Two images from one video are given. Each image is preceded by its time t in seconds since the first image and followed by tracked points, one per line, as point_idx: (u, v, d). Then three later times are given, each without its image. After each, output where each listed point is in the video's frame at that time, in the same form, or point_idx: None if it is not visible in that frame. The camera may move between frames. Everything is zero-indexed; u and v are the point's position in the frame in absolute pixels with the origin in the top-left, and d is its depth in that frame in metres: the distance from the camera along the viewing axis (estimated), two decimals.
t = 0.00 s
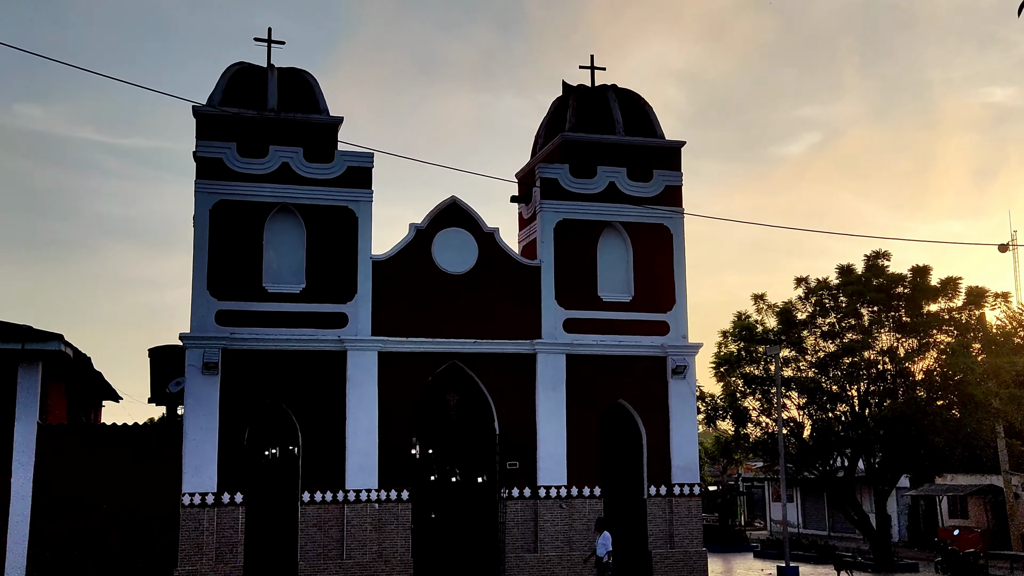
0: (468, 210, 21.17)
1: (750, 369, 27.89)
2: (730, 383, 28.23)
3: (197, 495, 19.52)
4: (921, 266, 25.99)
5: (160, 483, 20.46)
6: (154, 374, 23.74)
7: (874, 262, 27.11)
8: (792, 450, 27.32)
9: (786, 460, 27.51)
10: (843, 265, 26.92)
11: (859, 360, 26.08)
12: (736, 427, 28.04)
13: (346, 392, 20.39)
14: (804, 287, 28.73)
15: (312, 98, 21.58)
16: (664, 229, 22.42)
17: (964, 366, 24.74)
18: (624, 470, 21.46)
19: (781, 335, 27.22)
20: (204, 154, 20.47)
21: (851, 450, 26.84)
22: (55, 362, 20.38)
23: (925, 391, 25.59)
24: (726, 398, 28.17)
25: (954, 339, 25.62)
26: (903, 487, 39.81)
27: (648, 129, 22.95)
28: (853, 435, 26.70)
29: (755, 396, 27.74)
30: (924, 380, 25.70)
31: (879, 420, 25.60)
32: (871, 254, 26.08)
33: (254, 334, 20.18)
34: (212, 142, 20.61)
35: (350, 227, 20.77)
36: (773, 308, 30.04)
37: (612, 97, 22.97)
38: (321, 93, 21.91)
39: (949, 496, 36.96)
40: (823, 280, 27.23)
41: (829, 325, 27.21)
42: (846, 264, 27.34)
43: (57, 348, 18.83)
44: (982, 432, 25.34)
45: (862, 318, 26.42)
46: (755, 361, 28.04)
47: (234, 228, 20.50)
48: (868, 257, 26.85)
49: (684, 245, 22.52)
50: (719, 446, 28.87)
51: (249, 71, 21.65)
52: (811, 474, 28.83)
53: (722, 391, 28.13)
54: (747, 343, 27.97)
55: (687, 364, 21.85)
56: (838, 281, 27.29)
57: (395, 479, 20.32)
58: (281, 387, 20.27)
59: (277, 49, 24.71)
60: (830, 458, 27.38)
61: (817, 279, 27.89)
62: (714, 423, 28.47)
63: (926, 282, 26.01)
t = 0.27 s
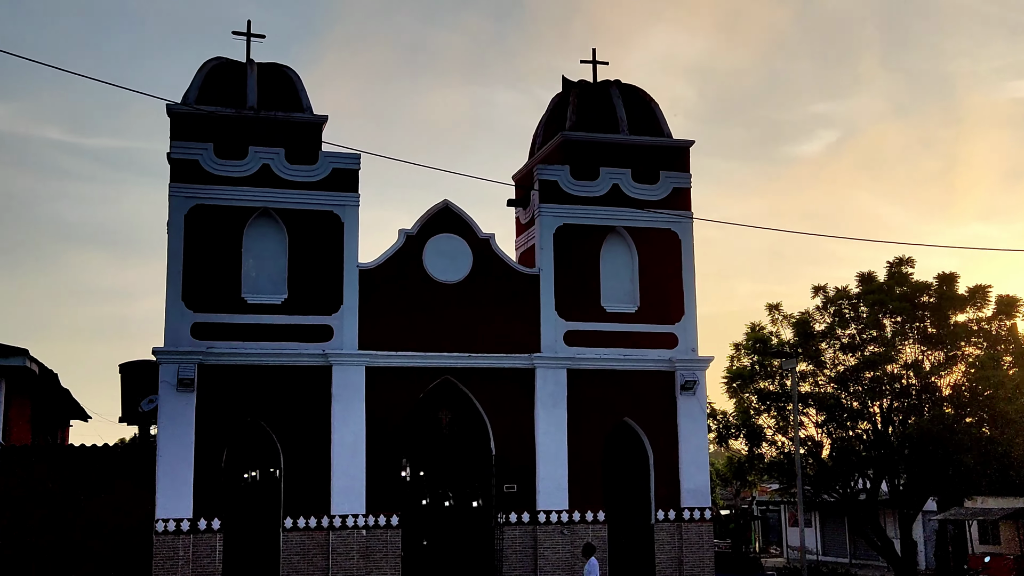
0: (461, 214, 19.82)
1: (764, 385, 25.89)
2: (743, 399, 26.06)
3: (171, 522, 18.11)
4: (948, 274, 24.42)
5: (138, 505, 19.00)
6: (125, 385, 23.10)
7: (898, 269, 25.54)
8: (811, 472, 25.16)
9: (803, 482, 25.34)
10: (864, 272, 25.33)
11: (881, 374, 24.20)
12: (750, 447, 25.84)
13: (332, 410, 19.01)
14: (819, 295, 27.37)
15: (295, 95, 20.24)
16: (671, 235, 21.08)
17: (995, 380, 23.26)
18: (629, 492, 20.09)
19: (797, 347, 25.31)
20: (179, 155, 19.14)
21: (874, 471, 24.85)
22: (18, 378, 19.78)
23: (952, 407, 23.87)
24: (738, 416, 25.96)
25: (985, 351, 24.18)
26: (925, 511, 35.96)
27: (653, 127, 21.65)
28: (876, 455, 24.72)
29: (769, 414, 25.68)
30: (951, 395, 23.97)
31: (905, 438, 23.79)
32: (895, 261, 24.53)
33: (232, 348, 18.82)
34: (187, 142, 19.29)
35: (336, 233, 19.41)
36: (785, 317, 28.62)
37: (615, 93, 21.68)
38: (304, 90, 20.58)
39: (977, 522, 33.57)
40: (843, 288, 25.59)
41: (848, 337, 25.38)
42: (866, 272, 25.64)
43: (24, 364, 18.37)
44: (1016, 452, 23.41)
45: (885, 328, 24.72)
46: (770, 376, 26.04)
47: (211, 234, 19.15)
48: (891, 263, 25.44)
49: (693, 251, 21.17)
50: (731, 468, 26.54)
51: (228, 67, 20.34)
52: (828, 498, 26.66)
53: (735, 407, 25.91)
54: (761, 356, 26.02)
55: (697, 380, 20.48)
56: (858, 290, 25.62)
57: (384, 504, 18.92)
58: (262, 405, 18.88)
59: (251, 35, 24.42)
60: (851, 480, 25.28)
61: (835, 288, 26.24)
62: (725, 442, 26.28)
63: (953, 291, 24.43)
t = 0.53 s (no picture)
0: (458, 222, 19.47)
1: (767, 395, 25.54)
2: (745, 409, 25.73)
3: (163, 536, 17.74)
4: (955, 281, 24.11)
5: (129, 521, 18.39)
6: (115, 399, 23.09)
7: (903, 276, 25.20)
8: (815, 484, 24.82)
9: (808, 494, 25.00)
10: (868, 280, 24.99)
11: (886, 384, 23.87)
12: (753, 459, 25.56)
13: (327, 421, 18.64)
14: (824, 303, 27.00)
15: (289, 101, 19.91)
16: (672, 242, 20.72)
17: (1002, 389, 22.93)
18: (630, 505, 19.72)
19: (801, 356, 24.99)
20: (170, 162, 18.81)
21: (879, 483, 24.50)
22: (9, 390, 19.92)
23: (958, 417, 23.44)
24: (741, 427, 25.64)
25: (992, 359, 23.81)
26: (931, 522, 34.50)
27: (653, 132, 21.33)
28: (881, 466, 24.38)
29: (772, 425, 25.34)
30: (958, 405, 23.61)
31: (911, 449, 23.43)
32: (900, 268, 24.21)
33: (225, 359, 18.46)
34: (178, 149, 18.95)
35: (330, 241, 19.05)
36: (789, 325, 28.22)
37: (615, 98, 21.37)
38: (298, 95, 20.24)
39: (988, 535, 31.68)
40: (847, 296, 25.22)
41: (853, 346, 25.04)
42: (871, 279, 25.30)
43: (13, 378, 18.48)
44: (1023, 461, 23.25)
45: (890, 337, 24.37)
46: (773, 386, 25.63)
47: (203, 243, 18.81)
48: (896, 271, 24.99)
49: (695, 259, 20.81)
50: (734, 479, 26.20)
51: (220, 72, 20.01)
52: (832, 510, 26.32)
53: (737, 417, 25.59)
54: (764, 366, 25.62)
55: (698, 390, 20.11)
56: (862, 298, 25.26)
57: (379, 517, 18.54)
58: (255, 416, 18.50)
59: (246, 41, 24.53)
60: (856, 492, 25.04)
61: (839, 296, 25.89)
62: (728, 454, 26.03)
63: (959, 298, 24.11)
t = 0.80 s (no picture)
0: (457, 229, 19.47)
1: (766, 402, 25.53)
2: (744, 415, 25.75)
3: (161, 544, 17.69)
4: (953, 287, 24.12)
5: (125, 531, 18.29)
6: (112, 407, 23.11)
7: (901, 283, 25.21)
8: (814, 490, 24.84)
9: (807, 500, 25.01)
10: (867, 286, 25.01)
11: (885, 390, 23.91)
12: (752, 465, 25.55)
13: (325, 429, 18.61)
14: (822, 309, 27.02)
15: (287, 108, 19.92)
16: (670, 249, 20.74)
17: (1000, 395, 22.88)
18: (629, 512, 19.71)
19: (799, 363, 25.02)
20: (168, 170, 18.80)
21: (878, 489, 24.50)
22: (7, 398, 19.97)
23: (957, 423, 23.54)
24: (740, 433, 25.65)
25: (991, 365, 23.82)
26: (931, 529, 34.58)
27: (651, 139, 21.36)
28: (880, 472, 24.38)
29: (771, 431, 25.33)
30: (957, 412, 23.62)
31: (909, 455, 23.44)
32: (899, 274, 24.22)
33: (223, 367, 18.44)
34: (177, 157, 18.95)
35: (329, 248, 19.04)
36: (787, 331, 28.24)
37: (613, 105, 21.40)
38: (296, 103, 20.25)
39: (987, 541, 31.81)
40: (846, 303, 25.25)
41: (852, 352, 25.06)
42: (870, 285, 25.32)
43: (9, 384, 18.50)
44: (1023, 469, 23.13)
45: (889, 343, 24.39)
46: (772, 393, 25.61)
47: (201, 250, 18.79)
48: (893, 277, 24.87)
49: (693, 266, 20.82)
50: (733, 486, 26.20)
51: (219, 80, 20.02)
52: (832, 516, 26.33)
53: (736, 424, 25.61)
54: (762, 372, 25.60)
55: (697, 397, 20.11)
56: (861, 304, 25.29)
57: (378, 525, 18.50)
58: (254, 424, 18.47)
59: (245, 49, 24.55)
60: (855, 499, 25.00)
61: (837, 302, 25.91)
62: (727, 461, 26.05)
63: (957, 305, 24.12)
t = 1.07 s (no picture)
0: (455, 234, 19.48)
1: (764, 407, 25.56)
2: (743, 420, 25.76)
3: (159, 550, 17.68)
4: (951, 292, 24.13)
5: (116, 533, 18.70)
6: (111, 414, 23.12)
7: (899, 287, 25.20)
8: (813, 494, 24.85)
9: (805, 505, 25.01)
10: (865, 291, 25.02)
11: (883, 394, 23.93)
12: (750, 470, 25.50)
13: (324, 434, 18.59)
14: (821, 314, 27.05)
15: (285, 114, 19.94)
16: (669, 254, 20.75)
17: (999, 399, 22.94)
18: (627, 518, 19.70)
19: (797, 367, 25.03)
20: (166, 175, 18.81)
21: (876, 494, 24.49)
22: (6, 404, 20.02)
23: (955, 427, 23.48)
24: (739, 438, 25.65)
25: (988, 370, 23.84)
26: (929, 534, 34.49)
27: (649, 144, 21.38)
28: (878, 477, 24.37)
29: (770, 436, 25.32)
30: (955, 416, 23.61)
31: (907, 460, 23.43)
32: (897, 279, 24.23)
33: (221, 372, 18.43)
34: (175, 162, 18.96)
35: (327, 254, 19.04)
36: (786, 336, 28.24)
37: (611, 110, 21.42)
38: (294, 108, 20.26)
39: (985, 546, 31.79)
40: (844, 308, 25.28)
41: (850, 357, 25.07)
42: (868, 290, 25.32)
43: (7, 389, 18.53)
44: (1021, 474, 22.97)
45: (887, 348, 24.39)
46: (770, 398, 25.65)
47: (199, 256, 18.79)
48: (891, 281, 24.76)
49: (692, 271, 20.83)
50: (731, 490, 26.19)
51: (217, 85, 20.04)
52: (830, 521, 26.31)
53: (735, 428, 25.62)
54: (761, 377, 25.61)
55: (696, 402, 20.11)
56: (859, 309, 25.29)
57: (376, 530, 18.48)
58: (252, 429, 18.46)
59: (244, 55, 24.59)
60: (853, 504, 24.99)
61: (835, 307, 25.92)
62: (726, 466, 26.03)
63: (955, 309, 24.13)
